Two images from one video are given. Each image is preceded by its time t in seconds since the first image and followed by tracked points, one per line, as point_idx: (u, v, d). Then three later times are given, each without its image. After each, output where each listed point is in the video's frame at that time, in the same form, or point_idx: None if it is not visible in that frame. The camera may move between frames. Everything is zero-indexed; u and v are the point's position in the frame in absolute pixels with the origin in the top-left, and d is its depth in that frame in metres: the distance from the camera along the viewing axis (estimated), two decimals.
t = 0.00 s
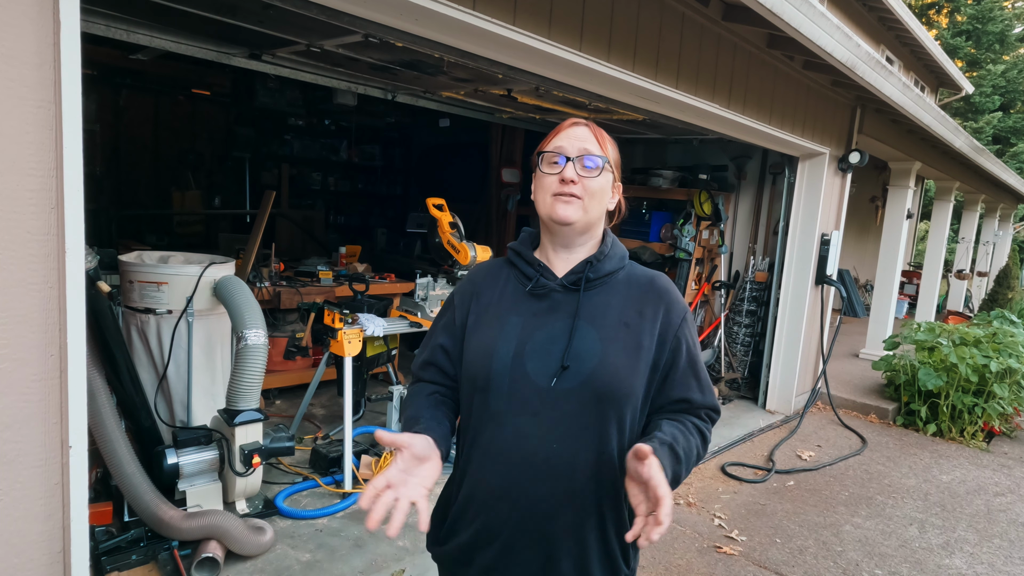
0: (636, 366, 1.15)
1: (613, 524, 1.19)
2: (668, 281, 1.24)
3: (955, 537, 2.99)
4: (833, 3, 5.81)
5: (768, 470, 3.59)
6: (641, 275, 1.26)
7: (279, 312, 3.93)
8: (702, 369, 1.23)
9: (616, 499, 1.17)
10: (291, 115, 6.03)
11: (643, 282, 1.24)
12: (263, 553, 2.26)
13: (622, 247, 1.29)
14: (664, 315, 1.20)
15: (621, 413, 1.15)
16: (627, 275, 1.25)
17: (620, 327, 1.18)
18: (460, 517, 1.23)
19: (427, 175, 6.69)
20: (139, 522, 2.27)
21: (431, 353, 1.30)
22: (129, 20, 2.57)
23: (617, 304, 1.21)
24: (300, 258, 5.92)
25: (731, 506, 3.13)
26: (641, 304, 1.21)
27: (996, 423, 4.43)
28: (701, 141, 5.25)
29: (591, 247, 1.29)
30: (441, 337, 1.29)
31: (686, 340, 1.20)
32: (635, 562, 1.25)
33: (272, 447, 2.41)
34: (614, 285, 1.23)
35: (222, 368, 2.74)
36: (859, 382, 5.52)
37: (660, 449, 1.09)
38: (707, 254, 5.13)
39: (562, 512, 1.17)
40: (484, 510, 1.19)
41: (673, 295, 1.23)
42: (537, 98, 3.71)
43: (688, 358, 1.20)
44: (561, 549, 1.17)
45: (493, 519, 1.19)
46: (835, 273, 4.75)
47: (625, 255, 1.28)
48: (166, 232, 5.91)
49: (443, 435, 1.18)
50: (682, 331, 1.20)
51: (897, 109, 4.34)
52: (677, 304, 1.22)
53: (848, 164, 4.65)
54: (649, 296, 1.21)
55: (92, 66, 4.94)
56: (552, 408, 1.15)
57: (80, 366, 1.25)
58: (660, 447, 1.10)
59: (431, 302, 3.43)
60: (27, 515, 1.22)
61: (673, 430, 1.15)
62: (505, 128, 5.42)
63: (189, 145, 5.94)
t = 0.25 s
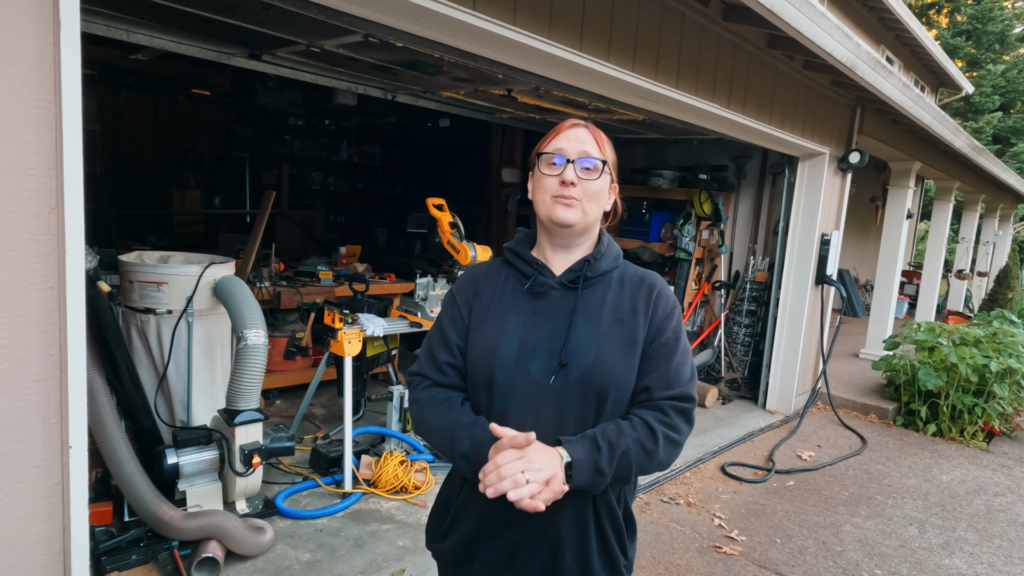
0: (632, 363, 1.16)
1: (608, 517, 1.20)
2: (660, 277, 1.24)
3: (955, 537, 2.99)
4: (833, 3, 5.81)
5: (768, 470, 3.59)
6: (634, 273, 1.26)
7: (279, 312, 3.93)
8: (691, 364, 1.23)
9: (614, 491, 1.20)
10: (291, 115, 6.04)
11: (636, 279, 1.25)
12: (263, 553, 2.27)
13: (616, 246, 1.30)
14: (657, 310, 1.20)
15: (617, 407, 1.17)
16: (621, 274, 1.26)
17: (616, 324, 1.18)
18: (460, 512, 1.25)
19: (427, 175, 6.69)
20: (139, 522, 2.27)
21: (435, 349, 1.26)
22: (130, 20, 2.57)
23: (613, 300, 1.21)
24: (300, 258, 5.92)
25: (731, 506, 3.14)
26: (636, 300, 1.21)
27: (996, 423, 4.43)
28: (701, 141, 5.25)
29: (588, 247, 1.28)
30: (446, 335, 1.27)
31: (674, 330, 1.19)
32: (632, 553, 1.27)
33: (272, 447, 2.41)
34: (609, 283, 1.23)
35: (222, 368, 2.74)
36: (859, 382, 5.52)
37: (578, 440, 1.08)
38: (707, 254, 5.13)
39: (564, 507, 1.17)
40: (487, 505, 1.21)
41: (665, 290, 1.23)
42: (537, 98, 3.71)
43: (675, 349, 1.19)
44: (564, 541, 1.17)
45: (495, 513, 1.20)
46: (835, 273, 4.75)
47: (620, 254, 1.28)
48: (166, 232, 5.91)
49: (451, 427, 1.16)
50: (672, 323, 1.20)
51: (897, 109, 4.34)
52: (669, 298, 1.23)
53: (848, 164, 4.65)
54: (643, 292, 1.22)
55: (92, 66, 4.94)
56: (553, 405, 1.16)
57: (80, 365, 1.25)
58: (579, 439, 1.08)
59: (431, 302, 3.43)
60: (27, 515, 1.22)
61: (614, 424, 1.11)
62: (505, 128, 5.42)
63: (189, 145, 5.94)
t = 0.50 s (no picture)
0: (629, 365, 1.16)
1: (607, 519, 1.21)
2: (657, 279, 1.25)
3: (955, 537, 2.99)
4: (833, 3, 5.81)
5: (768, 470, 3.59)
6: (631, 274, 1.26)
7: (279, 312, 3.93)
8: (688, 366, 1.24)
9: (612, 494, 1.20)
10: (291, 115, 6.03)
11: (632, 280, 1.25)
12: (263, 553, 2.27)
13: (612, 246, 1.30)
14: (654, 312, 1.20)
15: (615, 409, 1.17)
16: (618, 276, 1.25)
17: (614, 326, 1.18)
18: (458, 516, 1.25)
19: (427, 175, 6.69)
20: (139, 523, 2.27)
21: (432, 353, 1.26)
22: (130, 19, 2.57)
23: (610, 302, 1.21)
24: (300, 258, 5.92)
25: (731, 506, 3.14)
26: (633, 302, 1.21)
27: (996, 423, 4.43)
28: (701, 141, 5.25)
29: (584, 247, 1.29)
30: (441, 339, 1.26)
31: (672, 333, 1.20)
32: (630, 553, 1.28)
33: (272, 447, 2.41)
34: (606, 285, 1.23)
35: (222, 368, 2.74)
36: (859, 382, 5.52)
37: (586, 461, 1.09)
38: (707, 254, 5.13)
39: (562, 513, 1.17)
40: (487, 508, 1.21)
41: (662, 292, 1.24)
42: (537, 98, 3.71)
43: (673, 351, 1.20)
44: (564, 545, 1.17)
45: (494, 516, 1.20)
46: (835, 273, 4.75)
47: (615, 255, 1.29)
48: (166, 232, 5.91)
49: (447, 438, 1.16)
50: (669, 325, 1.20)
51: (897, 109, 4.34)
52: (665, 300, 1.23)
53: (848, 164, 4.65)
54: (640, 294, 1.22)
55: (92, 66, 4.94)
56: (551, 408, 1.16)
57: (80, 365, 1.25)
58: (586, 460, 1.09)
59: (431, 303, 3.43)
60: (27, 515, 1.22)
61: (621, 436, 1.12)
62: (505, 128, 5.42)
63: (189, 145, 5.94)
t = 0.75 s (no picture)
0: (621, 360, 1.16)
1: (598, 513, 1.21)
2: (649, 276, 1.25)
3: (955, 537, 2.99)
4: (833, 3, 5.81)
5: (768, 470, 3.59)
6: (623, 272, 1.26)
7: (279, 312, 3.93)
8: (679, 363, 1.24)
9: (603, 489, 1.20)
10: (291, 115, 6.03)
11: (625, 278, 1.25)
12: (263, 553, 2.26)
13: (606, 246, 1.29)
14: (646, 308, 1.20)
15: (607, 403, 1.17)
16: (610, 273, 1.25)
17: (606, 321, 1.18)
18: (452, 508, 1.25)
19: (427, 175, 6.69)
20: (139, 523, 2.27)
21: (427, 348, 1.26)
22: (130, 19, 2.57)
23: (603, 299, 1.21)
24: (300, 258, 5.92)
25: (731, 506, 3.14)
26: (625, 299, 1.21)
27: (996, 423, 4.43)
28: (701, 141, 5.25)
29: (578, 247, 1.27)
30: (436, 334, 1.26)
31: (664, 329, 1.20)
32: (621, 547, 1.28)
33: (271, 447, 2.41)
34: (599, 282, 1.23)
35: (222, 368, 2.74)
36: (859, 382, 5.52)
37: (575, 451, 1.09)
38: (707, 254, 5.13)
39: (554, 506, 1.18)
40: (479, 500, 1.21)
41: (654, 289, 1.24)
42: (537, 98, 3.71)
43: (664, 347, 1.20)
44: (556, 537, 1.18)
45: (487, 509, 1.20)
46: (835, 273, 4.75)
47: (609, 254, 1.28)
48: (166, 232, 5.91)
49: (441, 431, 1.16)
50: (661, 322, 1.20)
51: (897, 109, 4.34)
52: (657, 298, 1.23)
53: (848, 164, 4.65)
54: (632, 291, 1.22)
55: (92, 66, 4.94)
56: (544, 402, 1.16)
57: (80, 366, 1.25)
58: (575, 450, 1.09)
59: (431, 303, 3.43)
60: (27, 515, 1.22)
61: (610, 429, 1.12)
62: (505, 128, 5.43)
63: (189, 145, 5.94)
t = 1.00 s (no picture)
0: (608, 361, 1.18)
1: (584, 506, 1.23)
2: (635, 279, 1.26)
3: (955, 537, 2.99)
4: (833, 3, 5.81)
5: (768, 470, 3.59)
6: (610, 275, 1.27)
7: (279, 312, 3.93)
8: (662, 363, 1.27)
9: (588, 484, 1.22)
10: (291, 115, 6.03)
11: (612, 281, 1.25)
12: (263, 553, 2.27)
13: (595, 247, 1.29)
14: (632, 310, 1.22)
15: (593, 403, 1.18)
16: (598, 276, 1.26)
17: (594, 323, 1.19)
18: (443, 502, 1.25)
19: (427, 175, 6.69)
20: (139, 522, 2.27)
21: (418, 346, 1.25)
22: (130, 19, 2.58)
23: (591, 301, 1.22)
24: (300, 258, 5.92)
25: (731, 506, 3.14)
26: (612, 301, 1.22)
27: (996, 423, 4.43)
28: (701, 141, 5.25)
29: (568, 249, 1.28)
30: (427, 333, 1.25)
31: (648, 331, 1.22)
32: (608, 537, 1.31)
33: (271, 448, 2.41)
34: (587, 285, 1.24)
35: (222, 368, 2.74)
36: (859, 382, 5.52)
37: (563, 448, 1.10)
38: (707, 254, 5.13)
39: (543, 500, 1.19)
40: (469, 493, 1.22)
41: (640, 292, 1.26)
42: (537, 98, 3.71)
43: (648, 349, 1.22)
44: (546, 529, 1.19)
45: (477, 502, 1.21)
46: (835, 273, 4.75)
47: (597, 256, 1.28)
48: (166, 232, 5.91)
49: (433, 428, 1.15)
50: (646, 324, 1.22)
51: (897, 109, 4.34)
52: (643, 300, 1.25)
53: (848, 164, 4.65)
54: (619, 294, 1.23)
55: (92, 66, 4.94)
56: (534, 401, 1.17)
57: (80, 366, 1.25)
58: (564, 447, 1.10)
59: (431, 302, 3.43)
60: (27, 515, 1.22)
61: (596, 426, 1.14)
62: (505, 128, 5.43)
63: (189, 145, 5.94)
